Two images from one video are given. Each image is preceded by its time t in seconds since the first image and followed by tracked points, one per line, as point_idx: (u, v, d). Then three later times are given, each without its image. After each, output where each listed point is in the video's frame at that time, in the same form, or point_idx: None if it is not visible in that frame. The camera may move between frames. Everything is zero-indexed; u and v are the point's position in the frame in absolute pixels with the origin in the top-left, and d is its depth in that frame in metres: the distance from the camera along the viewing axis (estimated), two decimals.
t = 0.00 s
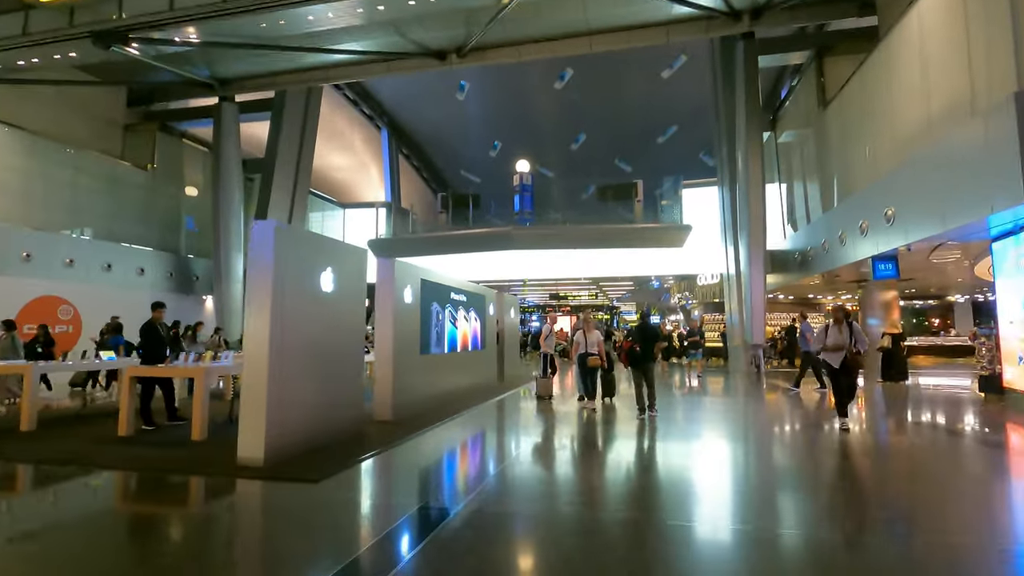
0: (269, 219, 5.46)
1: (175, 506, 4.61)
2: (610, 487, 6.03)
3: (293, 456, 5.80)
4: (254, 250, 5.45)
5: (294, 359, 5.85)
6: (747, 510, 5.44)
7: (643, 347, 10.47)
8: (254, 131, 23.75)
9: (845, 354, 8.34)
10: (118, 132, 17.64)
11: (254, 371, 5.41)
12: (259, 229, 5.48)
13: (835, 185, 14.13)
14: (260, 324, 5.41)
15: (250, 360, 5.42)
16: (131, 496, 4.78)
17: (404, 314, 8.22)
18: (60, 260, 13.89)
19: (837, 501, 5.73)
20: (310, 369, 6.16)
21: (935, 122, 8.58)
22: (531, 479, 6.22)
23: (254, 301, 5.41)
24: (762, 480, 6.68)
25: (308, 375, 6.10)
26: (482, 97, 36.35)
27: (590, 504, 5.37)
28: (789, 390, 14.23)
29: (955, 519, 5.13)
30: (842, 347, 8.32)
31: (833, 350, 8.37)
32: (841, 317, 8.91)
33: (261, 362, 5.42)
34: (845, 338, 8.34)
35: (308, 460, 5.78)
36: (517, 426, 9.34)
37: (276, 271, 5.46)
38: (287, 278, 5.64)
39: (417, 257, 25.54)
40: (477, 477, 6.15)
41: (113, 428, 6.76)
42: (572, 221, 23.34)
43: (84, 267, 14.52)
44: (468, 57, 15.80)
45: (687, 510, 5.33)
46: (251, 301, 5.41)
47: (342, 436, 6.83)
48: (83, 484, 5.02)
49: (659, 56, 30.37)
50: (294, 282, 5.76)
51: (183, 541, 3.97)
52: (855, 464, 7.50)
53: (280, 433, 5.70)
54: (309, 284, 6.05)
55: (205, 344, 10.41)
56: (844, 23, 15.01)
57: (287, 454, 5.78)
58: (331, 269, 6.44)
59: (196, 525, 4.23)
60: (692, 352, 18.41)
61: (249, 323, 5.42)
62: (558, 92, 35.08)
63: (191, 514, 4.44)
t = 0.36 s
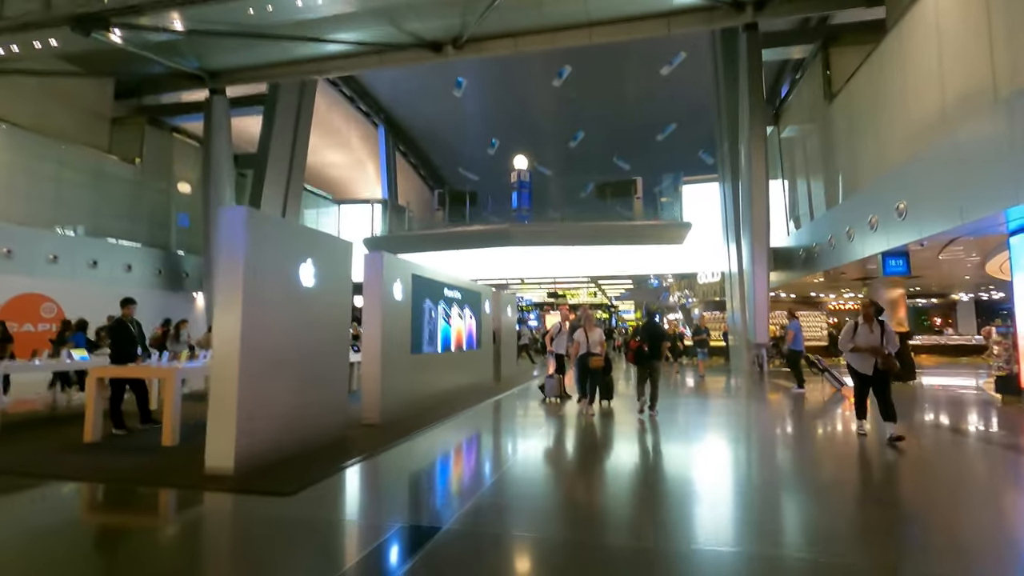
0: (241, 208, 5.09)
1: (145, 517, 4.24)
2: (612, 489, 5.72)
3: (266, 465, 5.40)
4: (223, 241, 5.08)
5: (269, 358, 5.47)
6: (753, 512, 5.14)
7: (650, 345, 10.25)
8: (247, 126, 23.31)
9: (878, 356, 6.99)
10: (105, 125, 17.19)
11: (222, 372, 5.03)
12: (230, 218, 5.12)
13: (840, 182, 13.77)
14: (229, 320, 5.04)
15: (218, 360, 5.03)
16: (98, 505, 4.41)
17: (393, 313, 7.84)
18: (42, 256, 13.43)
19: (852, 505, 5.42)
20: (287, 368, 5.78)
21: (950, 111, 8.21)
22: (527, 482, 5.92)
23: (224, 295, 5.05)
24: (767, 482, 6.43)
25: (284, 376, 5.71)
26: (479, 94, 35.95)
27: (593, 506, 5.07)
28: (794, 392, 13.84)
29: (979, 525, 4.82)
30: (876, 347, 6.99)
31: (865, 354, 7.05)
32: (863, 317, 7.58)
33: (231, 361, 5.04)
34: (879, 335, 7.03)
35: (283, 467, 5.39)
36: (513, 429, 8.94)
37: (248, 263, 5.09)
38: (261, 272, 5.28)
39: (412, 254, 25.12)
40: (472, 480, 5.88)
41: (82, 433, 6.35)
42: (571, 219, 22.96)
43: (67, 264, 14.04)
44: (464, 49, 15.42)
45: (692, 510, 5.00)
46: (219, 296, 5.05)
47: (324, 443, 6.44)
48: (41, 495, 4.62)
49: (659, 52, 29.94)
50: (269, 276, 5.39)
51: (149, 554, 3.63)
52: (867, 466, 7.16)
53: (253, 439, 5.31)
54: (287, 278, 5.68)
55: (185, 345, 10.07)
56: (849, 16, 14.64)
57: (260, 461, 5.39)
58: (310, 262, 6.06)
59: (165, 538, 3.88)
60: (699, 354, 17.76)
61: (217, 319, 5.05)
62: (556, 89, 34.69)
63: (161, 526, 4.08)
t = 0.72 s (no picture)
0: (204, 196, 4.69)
1: (106, 534, 3.85)
2: (608, 505, 5.43)
3: (235, 479, 5.01)
4: (185, 232, 4.67)
5: (238, 359, 5.05)
6: (749, 528, 4.91)
7: (654, 349, 9.92)
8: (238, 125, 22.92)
9: (915, 357, 6.02)
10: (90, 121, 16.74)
11: (183, 375, 4.61)
12: (192, 207, 4.72)
13: (843, 180, 13.45)
14: (191, 319, 4.63)
15: (179, 363, 4.62)
16: (55, 521, 4.02)
17: (379, 312, 7.43)
18: (22, 254, 12.93)
19: (862, 517, 5.15)
20: (259, 371, 5.36)
21: (966, 101, 7.85)
22: (518, 496, 5.60)
23: (185, 291, 4.64)
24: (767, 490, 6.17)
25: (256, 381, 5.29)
26: (476, 96, 35.65)
27: (592, 528, 4.77)
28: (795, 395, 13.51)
29: (999, 538, 4.54)
30: (912, 345, 6.04)
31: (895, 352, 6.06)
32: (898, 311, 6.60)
33: (193, 364, 4.62)
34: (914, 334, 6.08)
35: (250, 482, 4.96)
36: (506, 436, 8.53)
37: (211, 256, 4.68)
38: (227, 266, 4.86)
39: (406, 256, 24.75)
40: (463, 492, 5.61)
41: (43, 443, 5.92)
42: (568, 220, 22.64)
43: (48, 263, 13.54)
44: (459, 44, 15.10)
45: (687, 534, 4.72)
46: (180, 292, 4.64)
47: (303, 453, 6.03)
48: None
49: (656, 53, 29.68)
50: (236, 271, 4.98)
51: None
52: (876, 472, 6.85)
53: (219, 450, 4.89)
54: (258, 273, 5.27)
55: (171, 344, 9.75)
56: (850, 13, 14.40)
57: (228, 475, 4.99)
58: (285, 257, 5.65)
59: (125, 557, 3.50)
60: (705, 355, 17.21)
61: (178, 318, 4.64)
62: (553, 90, 34.43)
63: (122, 544, 3.70)
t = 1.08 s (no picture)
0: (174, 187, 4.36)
1: (70, 554, 3.52)
2: (615, 513, 5.12)
3: (209, 496, 4.60)
4: (153, 226, 4.33)
5: (212, 365, 4.67)
6: (760, 535, 4.64)
7: (660, 350, 9.49)
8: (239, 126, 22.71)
9: (974, 369, 5.27)
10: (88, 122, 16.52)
11: (151, 381, 4.24)
12: (160, 199, 4.38)
13: (855, 178, 13.04)
14: (158, 320, 4.26)
15: (145, 368, 4.25)
16: (15, 541, 3.68)
17: (372, 315, 7.09)
18: (17, 257, 12.63)
19: (890, 528, 4.77)
20: (237, 378, 4.97)
21: (994, 90, 7.43)
22: (520, 506, 5.28)
23: (154, 290, 4.30)
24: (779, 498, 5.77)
25: (235, 386, 4.92)
26: (480, 97, 35.36)
27: (600, 536, 4.51)
28: (807, 399, 13.06)
29: None
30: (967, 356, 5.34)
31: (946, 363, 5.36)
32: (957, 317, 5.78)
33: (160, 369, 4.24)
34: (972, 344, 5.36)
35: (225, 500, 4.54)
36: (507, 444, 8.13)
37: (181, 251, 4.34)
38: (200, 262, 4.52)
39: (408, 258, 24.47)
40: (464, 503, 5.32)
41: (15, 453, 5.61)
42: (573, 221, 22.28)
43: (43, 266, 13.25)
44: (461, 42, 14.79)
45: (694, 542, 4.45)
46: (148, 291, 4.30)
47: (289, 465, 5.67)
48: None
49: (662, 52, 29.29)
50: (211, 268, 4.63)
51: None
52: (899, 482, 6.45)
53: (190, 464, 4.48)
54: (236, 271, 4.93)
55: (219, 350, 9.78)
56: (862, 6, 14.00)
57: (201, 493, 4.58)
58: (263, 255, 5.29)
59: None
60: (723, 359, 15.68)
61: (146, 319, 4.28)
62: (558, 91, 34.07)
63: (85, 567, 3.36)
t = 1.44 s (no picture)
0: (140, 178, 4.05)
1: None
2: (625, 525, 4.77)
3: (179, 515, 4.22)
4: (116, 218, 4.02)
5: (183, 370, 4.32)
6: (779, 549, 4.28)
7: (673, 354, 9.08)
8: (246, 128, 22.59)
9: None
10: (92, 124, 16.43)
11: (113, 387, 3.90)
12: (124, 191, 4.06)
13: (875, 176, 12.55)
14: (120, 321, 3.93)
15: (105, 373, 3.92)
16: None
17: (367, 319, 6.75)
18: (18, 259, 12.46)
19: (924, 545, 4.39)
20: (212, 385, 4.62)
21: None
22: (520, 518, 4.94)
23: (117, 288, 3.98)
24: (796, 508, 5.39)
25: (210, 395, 4.57)
26: (488, 99, 35.16)
27: (614, 552, 4.18)
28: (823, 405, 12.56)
29: None
30: None
31: None
32: None
33: (123, 375, 3.90)
34: None
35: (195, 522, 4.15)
36: (510, 453, 7.74)
37: (147, 245, 4.02)
38: (168, 258, 4.19)
39: (415, 261, 24.22)
40: (468, 516, 4.99)
41: None
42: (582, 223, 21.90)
43: (44, 268, 13.06)
44: (467, 40, 14.53)
45: (704, 561, 4.06)
46: (111, 290, 4.00)
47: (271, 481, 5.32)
48: None
49: (673, 52, 28.87)
50: (181, 264, 4.30)
51: None
52: (931, 495, 6.01)
53: (158, 481, 4.11)
54: (211, 270, 4.59)
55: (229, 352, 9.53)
56: None
57: (171, 511, 4.21)
58: (243, 253, 4.95)
59: None
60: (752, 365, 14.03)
61: (107, 319, 3.96)
62: (567, 93, 33.72)
63: None
